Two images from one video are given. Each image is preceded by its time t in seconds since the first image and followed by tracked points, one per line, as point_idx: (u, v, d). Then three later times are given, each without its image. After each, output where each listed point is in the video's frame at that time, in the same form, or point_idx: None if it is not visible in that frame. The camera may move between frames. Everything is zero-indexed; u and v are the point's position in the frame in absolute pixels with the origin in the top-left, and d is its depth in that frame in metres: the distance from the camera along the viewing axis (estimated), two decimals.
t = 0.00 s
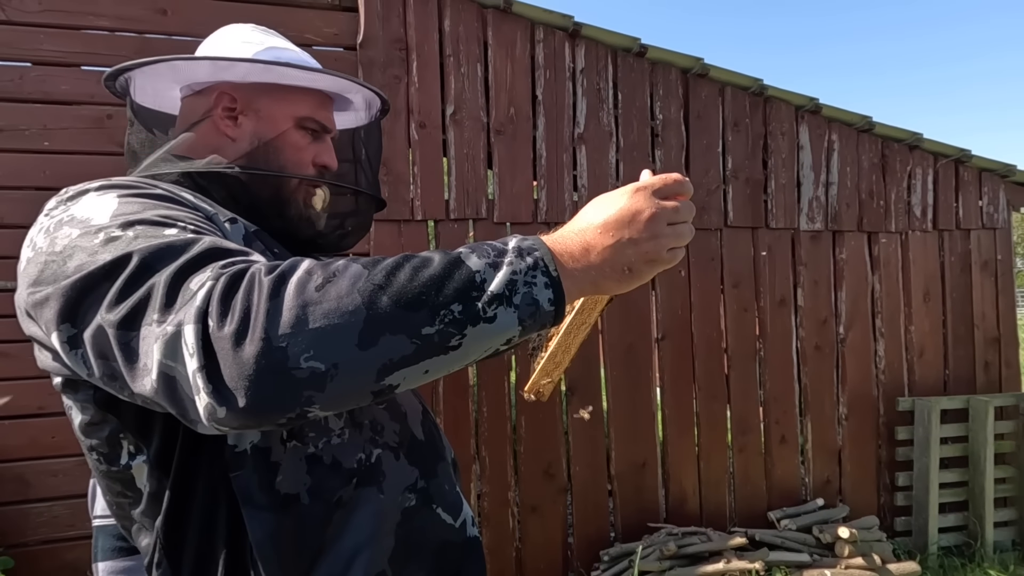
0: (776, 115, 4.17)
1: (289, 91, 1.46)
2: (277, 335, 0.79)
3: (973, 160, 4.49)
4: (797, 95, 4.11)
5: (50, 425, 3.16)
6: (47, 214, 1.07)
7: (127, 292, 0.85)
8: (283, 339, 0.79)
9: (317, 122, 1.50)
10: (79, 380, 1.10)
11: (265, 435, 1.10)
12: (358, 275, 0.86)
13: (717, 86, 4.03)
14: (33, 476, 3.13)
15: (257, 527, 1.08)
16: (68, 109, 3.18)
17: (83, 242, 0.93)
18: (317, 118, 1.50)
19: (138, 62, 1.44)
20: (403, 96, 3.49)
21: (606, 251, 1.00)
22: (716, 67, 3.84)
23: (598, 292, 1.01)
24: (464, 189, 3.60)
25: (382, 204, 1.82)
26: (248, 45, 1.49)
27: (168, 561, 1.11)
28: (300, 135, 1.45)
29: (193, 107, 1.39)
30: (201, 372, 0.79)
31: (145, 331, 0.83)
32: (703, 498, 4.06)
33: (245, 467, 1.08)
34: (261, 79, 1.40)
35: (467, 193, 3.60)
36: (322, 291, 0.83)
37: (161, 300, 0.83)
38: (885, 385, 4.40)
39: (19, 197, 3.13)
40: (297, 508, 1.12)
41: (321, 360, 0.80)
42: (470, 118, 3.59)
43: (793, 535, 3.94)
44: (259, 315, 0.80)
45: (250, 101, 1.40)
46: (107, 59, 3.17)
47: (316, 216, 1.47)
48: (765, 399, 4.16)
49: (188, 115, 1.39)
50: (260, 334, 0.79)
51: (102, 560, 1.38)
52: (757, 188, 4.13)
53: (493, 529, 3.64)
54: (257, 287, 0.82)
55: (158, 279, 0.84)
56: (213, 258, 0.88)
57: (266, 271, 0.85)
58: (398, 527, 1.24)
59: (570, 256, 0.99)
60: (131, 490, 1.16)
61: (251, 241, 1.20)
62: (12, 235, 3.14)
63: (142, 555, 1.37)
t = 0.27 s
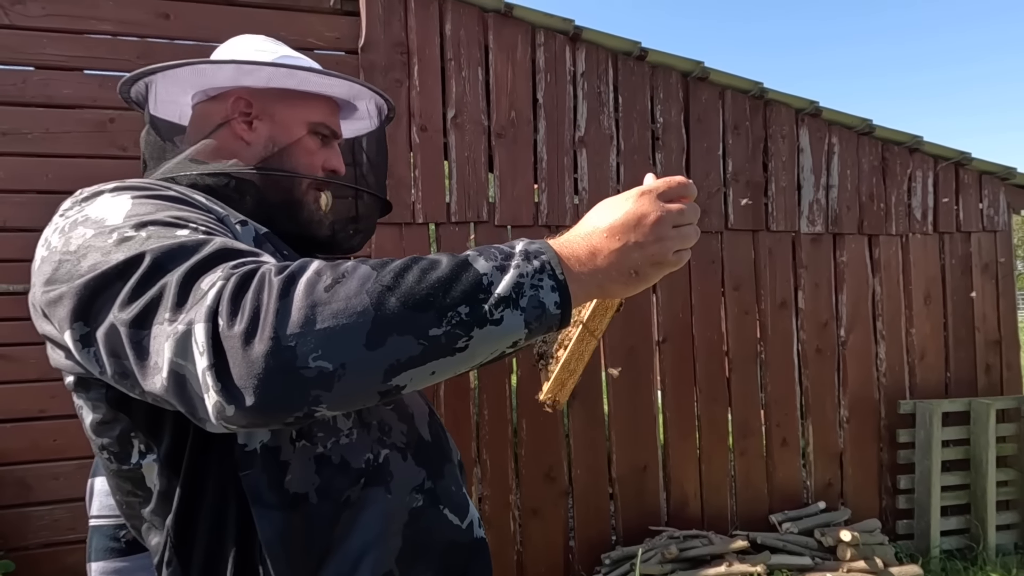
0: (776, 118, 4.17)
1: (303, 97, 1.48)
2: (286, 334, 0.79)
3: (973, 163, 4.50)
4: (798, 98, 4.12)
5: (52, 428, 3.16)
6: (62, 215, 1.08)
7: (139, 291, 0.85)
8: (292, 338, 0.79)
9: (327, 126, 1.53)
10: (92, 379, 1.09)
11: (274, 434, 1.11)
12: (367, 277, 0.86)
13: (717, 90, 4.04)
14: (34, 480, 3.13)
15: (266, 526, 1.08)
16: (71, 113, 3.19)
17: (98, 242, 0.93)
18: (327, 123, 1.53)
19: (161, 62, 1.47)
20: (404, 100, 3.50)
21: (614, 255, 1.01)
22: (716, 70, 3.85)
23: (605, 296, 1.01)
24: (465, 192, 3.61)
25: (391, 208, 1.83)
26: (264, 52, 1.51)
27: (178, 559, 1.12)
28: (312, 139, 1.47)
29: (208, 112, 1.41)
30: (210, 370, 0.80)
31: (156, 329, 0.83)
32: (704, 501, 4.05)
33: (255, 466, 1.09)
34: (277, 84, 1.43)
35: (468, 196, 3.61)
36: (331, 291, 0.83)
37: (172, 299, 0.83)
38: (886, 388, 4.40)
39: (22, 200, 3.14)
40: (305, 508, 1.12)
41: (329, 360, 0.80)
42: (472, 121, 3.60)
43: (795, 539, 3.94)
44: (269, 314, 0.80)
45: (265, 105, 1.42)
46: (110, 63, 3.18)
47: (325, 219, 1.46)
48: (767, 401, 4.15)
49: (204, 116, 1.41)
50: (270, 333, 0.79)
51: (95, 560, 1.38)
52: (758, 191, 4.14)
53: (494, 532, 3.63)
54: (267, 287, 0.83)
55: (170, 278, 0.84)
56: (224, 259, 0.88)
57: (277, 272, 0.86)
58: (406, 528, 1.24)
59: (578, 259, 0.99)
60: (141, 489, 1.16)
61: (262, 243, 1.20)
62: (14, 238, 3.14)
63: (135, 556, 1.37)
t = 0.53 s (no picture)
0: (776, 121, 4.18)
1: (299, 99, 1.47)
2: (295, 332, 0.80)
3: (973, 166, 4.51)
4: (797, 101, 4.13)
5: (53, 432, 3.16)
6: (76, 218, 1.09)
7: (152, 291, 0.86)
8: (301, 336, 0.80)
9: (325, 128, 1.51)
10: (102, 377, 1.08)
11: (279, 435, 1.11)
12: (374, 277, 0.87)
13: (717, 93, 4.05)
14: (35, 483, 3.13)
15: (270, 526, 1.09)
16: (73, 117, 3.20)
17: (111, 244, 0.94)
18: (325, 126, 1.50)
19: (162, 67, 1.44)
20: (405, 104, 3.51)
21: (612, 257, 1.01)
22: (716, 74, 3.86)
23: (604, 297, 1.02)
24: (465, 196, 3.62)
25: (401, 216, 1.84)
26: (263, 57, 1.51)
27: (184, 559, 1.12)
28: (306, 142, 1.45)
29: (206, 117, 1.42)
30: (221, 368, 0.80)
31: (168, 328, 0.84)
32: (705, 504, 4.05)
33: (260, 467, 1.09)
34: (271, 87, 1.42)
35: (468, 200, 3.62)
36: (339, 291, 0.84)
37: (185, 298, 0.84)
38: (886, 391, 4.40)
39: (24, 204, 3.15)
40: (308, 508, 1.12)
41: (338, 357, 0.81)
42: (472, 125, 3.61)
43: (796, 542, 3.93)
44: (279, 313, 0.81)
45: (257, 109, 1.43)
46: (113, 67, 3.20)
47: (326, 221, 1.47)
48: (767, 404, 4.15)
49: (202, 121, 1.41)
50: (280, 331, 0.80)
51: (97, 564, 1.39)
52: (758, 194, 4.14)
53: (495, 536, 3.63)
54: (277, 286, 0.84)
55: (183, 278, 0.85)
56: (235, 261, 0.89)
57: (286, 272, 0.86)
58: (407, 531, 1.24)
59: (576, 262, 0.99)
60: (148, 489, 1.16)
61: (270, 246, 1.20)
62: (16, 241, 3.15)
63: (138, 560, 1.38)
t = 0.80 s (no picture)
0: (776, 123, 4.19)
1: (289, 95, 1.45)
2: (284, 343, 0.80)
3: (973, 167, 4.51)
4: (798, 103, 4.13)
5: (54, 435, 3.16)
6: (77, 220, 1.09)
7: (145, 297, 0.86)
8: (290, 347, 0.80)
9: (318, 123, 1.49)
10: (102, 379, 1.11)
11: (279, 438, 1.11)
12: (364, 286, 0.87)
13: (717, 95, 4.06)
14: (36, 486, 3.12)
15: (269, 530, 1.08)
16: (74, 120, 3.21)
17: (108, 247, 0.94)
18: (317, 120, 1.48)
19: (149, 67, 1.44)
20: (405, 106, 3.51)
21: (597, 261, 1.01)
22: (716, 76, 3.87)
23: (591, 300, 1.01)
24: (466, 198, 3.62)
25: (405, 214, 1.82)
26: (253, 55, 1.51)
27: (183, 559, 1.11)
28: (298, 138, 1.44)
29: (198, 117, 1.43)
30: (209, 379, 0.80)
31: (157, 335, 0.84)
32: (707, 506, 4.04)
33: (259, 469, 1.09)
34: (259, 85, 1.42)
35: (469, 202, 3.62)
36: (329, 300, 0.84)
37: (175, 307, 0.83)
38: (888, 393, 4.39)
39: (25, 207, 3.16)
40: (307, 511, 1.12)
41: (327, 368, 0.81)
42: (473, 127, 3.62)
43: (798, 544, 3.92)
44: (269, 324, 0.80)
45: (249, 106, 1.42)
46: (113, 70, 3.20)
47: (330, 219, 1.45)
48: (768, 407, 4.15)
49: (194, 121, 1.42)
50: (269, 342, 0.79)
51: (97, 566, 1.37)
52: (759, 196, 4.15)
53: (496, 538, 3.62)
54: (266, 296, 0.83)
55: (175, 285, 0.85)
56: (229, 267, 0.89)
57: (276, 281, 0.86)
58: (408, 534, 1.24)
59: (559, 266, 0.99)
60: (149, 488, 1.17)
61: (270, 248, 1.21)
62: (16, 244, 3.15)
63: (140, 561, 1.38)
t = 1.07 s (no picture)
0: (776, 123, 4.18)
1: (284, 82, 1.44)
2: (262, 377, 0.79)
3: (974, 168, 4.50)
4: (798, 104, 4.13)
5: (53, 436, 3.15)
6: (69, 220, 1.08)
7: (127, 314, 0.86)
8: (268, 382, 0.79)
9: (315, 110, 1.47)
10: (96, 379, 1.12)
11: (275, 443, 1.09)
12: (348, 318, 0.85)
13: (717, 96, 4.06)
14: (35, 488, 3.11)
15: (263, 536, 1.07)
16: (74, 121, 3.21)
17: (96, 253, 0.94)
18: (314, 106, 1.47)
19: (139, 57, 1.43)
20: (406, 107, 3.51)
21: (599, 291, 1.01)
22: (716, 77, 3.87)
23: (590, 332, 1.01)
24: (467, 199, 3.62)
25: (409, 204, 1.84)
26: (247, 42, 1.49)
27: (177, 561, 1.11)
28: (296, 126, 1.43)
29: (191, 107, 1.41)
30: (185, 410, 0.80)
31: (138, 357, 0.84)
32: (708, 508, 4.02)
33: (254, 474, 1.08)
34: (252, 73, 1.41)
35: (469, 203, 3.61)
36: (311, 332, 0.82)
37: (155, 329, 0.83)
38: (889, 394, 4.37)
39: (25, 208, 3.16)
40: (303, 518, 1.11)
41: (306, 404, 0.80)
42: (473, 128, 3.62)
43: (800, 546, 3.90)
44: (247, 355, 0.79)
45: (244, 95, 1.41)
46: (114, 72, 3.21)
47: (330, 212, 1.45)
48: (769, 408, 4.13)
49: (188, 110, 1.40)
50: (246, 375, 0.79)
51: (95, 565, 1.36)
52: (759, 197, 4.14)
53: (496, 540, 3.61)
54: (246, 325, 0.81)
55: (157, 304, 0.84)
56: (216, 282, 0.88)
57: (257, 308, 0.84)
58: (406, 540, 1.23)
59: (562, 295, 0.98)
60: (142, 488, 1.16)
61: (268, 248, 1.20)
62: (16, 245, 3.15)
63: (137, 560, 1.37)
